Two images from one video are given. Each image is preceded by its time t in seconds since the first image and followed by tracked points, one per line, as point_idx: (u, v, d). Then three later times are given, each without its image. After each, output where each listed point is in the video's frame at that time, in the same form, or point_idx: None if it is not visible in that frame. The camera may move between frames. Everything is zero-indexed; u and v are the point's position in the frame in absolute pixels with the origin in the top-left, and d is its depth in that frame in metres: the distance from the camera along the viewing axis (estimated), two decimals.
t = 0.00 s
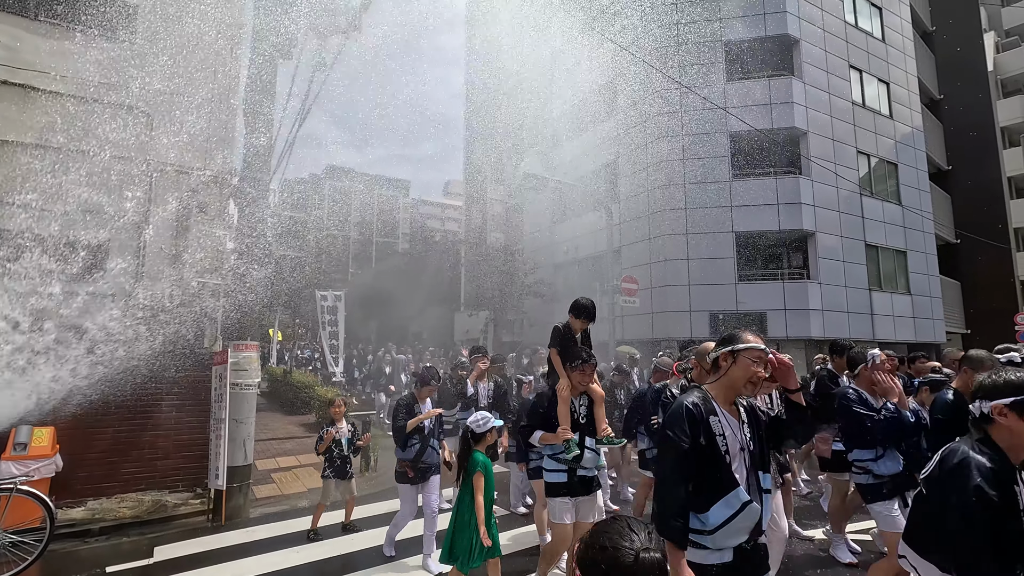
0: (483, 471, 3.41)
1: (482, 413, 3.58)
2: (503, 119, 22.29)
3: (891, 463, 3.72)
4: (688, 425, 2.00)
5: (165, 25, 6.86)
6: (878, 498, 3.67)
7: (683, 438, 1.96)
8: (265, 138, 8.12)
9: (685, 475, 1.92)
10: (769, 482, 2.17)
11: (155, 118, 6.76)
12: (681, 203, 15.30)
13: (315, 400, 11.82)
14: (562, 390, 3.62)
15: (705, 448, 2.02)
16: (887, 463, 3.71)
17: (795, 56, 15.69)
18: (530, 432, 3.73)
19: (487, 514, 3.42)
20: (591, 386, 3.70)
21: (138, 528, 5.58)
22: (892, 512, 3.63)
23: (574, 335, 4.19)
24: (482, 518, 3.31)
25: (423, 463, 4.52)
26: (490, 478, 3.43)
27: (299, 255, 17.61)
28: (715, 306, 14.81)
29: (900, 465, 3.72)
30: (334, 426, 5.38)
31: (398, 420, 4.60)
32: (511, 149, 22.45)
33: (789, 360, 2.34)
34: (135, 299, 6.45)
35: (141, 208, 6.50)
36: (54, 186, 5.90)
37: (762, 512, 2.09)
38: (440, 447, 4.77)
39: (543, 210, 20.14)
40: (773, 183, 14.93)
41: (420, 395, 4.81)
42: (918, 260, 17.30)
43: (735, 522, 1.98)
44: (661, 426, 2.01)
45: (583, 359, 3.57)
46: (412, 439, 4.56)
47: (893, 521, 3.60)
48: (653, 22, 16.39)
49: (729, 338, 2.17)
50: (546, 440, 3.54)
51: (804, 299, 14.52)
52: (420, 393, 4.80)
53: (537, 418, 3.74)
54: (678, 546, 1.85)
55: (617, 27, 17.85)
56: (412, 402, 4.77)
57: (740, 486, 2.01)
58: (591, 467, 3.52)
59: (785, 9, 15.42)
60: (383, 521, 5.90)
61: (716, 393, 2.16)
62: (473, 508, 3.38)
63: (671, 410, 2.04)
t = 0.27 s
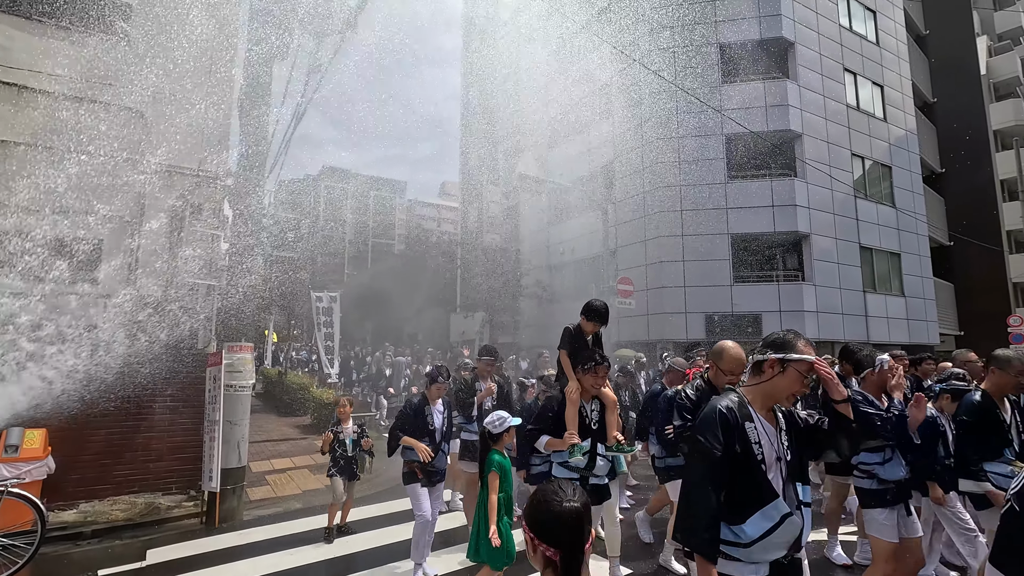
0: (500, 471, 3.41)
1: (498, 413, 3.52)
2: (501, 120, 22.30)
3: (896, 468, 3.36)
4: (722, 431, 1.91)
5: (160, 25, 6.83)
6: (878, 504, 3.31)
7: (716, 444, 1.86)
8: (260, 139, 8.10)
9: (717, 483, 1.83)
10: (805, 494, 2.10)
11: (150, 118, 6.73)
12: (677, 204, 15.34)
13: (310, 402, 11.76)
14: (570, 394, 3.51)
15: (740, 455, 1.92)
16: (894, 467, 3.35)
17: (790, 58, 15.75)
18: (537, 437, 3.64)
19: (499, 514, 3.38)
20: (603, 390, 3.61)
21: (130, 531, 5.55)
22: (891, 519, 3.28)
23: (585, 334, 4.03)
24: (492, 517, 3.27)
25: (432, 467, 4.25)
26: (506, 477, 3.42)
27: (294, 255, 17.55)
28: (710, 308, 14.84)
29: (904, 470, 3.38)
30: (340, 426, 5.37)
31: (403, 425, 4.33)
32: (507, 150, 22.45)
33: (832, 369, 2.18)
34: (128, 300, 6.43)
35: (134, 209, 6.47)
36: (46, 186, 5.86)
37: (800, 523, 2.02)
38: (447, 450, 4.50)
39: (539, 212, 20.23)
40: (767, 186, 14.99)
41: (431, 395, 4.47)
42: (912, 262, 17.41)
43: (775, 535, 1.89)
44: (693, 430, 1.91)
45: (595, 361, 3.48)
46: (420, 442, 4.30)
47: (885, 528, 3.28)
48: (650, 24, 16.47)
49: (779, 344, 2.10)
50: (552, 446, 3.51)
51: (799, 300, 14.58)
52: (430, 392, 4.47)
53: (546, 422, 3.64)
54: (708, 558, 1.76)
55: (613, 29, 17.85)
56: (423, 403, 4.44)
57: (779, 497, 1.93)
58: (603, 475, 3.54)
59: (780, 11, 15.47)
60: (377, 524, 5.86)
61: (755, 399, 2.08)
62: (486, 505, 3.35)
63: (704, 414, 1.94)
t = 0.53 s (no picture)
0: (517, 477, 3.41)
1: (517, 417, 3.48)
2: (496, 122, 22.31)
3: (915, 472, 3.34)
4: (767, 457, 1.74)
5: (152, 26, 6.80)
6: (894, 508, 3.31)
7: (762, 473, 1.70)
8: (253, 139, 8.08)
9: (763, 518, 1.66)
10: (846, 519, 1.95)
11: (141, 118, 6.69)
12: (671, 206, 15.40)
13: (303, 404, 11.70)
14: (589, 399, 3.17)
15: (788, 483, 1.76)
16: (913, 472, 3.34)
17: (783, 61, 15.84)
18: (554, 451, 3.19)
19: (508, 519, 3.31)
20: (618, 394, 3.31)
21: (120, 534, 5.50)
22: (900, 524, 3.31)
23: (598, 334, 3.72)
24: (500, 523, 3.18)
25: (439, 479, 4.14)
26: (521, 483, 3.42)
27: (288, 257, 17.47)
28: (704, 310, 14.89)
29: (923, 476, 3.36)
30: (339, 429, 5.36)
31: (407, 431, 4.20)
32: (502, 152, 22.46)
33: (874, 365, 2.52)
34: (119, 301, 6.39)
35: (125, 209, 6.43)
36: (36, 185, 5.81)
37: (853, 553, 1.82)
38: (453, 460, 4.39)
39: (534, 214, 20.28)
40: (760, 189, 15.05)
41: (438, 403, 4.36)
42: (904, 264, 17.54)
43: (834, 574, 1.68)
44: (734, 454, 1.76)
45: (613, 365, 3.21)
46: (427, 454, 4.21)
47: (896, 532, 3.31)
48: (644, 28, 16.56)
49: (829, 357, 1.99)
50: (575, 460, 3.10)
51: (792, 303, 14.64)
52: (436, 399, 4.34)
53: (562, 431, 3.20)
54: None
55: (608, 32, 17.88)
56: (430, 410, 4.33)
57: (834, 528, 1.75)
58: (622, 486, 3.19)
59: (773, 16, 15.58)
60: (370, 528, 5.80)
61: (796, 415, 1.96)
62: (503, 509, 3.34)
63: (747, 436, 1.78)
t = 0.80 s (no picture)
0: (532, 479, 3.24)
1: (532, 418, 3.45)
2: (489, 123, 22.36)
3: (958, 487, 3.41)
4: (824, 463, 1.54)
5: (142, 24, 6.74)
6: (941, 523, 3.36)
7: (824, 482, 1.50)
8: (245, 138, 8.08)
9: (827, 531, 1.48)
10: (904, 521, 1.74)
11: (133, 118, 6.65)
12: (664, 207, 15.45)
13: (295, 405, 11.63)
14: (614, 403, 3.08)
15: (850, 493, 1.55)
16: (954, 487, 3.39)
17: (776, 64, 15.96)
18: (574, 456, 3.08)
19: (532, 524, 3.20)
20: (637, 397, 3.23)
21: (109, 537, 5.45)
22: (955, 538, 3.32)
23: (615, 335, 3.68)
24: (526, 529, 3.08)
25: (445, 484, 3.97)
26: (537, 486, 3.23)
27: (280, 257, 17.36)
28: (697, 311, 14.96)
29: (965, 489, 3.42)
30: (336, 429, 5.31)
31: (417, 433, 3.95)
32: (496, 153, 22.50)
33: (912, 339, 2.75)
34: (110, 300, 6.34)
35: (116, 210, 6.38)
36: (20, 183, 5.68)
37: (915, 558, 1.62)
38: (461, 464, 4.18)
39: (528, 215, 20.28)
40: (752, 190, 15.14)
41: (449, 404, 4.13)
42: (894, 266, 17.69)
43: None
44: (790, 460, 1.55)
45: (638, 365, 3.17)
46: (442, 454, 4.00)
47: (958, 550, 3.29)
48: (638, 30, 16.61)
49: (874, 346, 1.74)
50: (596, 466, 2.98)
51: (785, 304, 14.72)
52: (448, 400, 4.11)
53: (580, 436, 3.11)
54: None
55: (602, 34, 17.91)
56: (439, 411, 4.12)
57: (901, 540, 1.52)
58: (637, 495, 3.09)
59: (766, 19, 15.68)
60: (363, 530, 5.77)
61: (844, 413, 1.73)
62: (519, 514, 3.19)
63: (800, 440, 1.58)
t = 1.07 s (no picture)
0: (548, 484, 3.22)
1: (545, 422, 3.40)
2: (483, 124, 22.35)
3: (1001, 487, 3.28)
4: (889, 479, 1.54)
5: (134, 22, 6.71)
6: (979, 520, 3.36)
7: (890, 500, 1.49)
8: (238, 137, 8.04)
9: (891, 551, 1.46)
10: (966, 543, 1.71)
11: (124, 117, 6.57)
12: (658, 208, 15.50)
13: (289, 406, 11.58)
14: (632, 407, 3.05)
15: (917, 512, 1.53)
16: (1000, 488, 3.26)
17: (769, 67, 16.06)
18: (591, 462, 3.03)
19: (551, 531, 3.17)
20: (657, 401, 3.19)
21: (100, 539, 5.41)
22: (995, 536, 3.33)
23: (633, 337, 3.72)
24: (546, 534, 3.09)
25: (466, 496, 3.84)
26: (554, 490, 3.23)
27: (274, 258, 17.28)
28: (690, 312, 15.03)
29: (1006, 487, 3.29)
30: (330, 431, 5.29)
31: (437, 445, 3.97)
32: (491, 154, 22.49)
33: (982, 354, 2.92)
34: (101, 300, 6.30)
35: (107, 209, 6.33)
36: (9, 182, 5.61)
37: None
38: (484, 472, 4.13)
39: (522, 216, 20.29)
40: (746, 192, 15.23)
41: (466, 411, 4.10)
42: (886, 268, 17.83)
43: None
44: (852, 473, 1.55)
45: (655, 369, 3.11)
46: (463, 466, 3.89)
47: (997, 548, 3.32)
48: (632, 32, 16.66)
49: (904, 345, 1.75)
50: (615, 472, 2.92)
51: (777, 305, 14.81)
52: (465, 407, 4.06)
53: (598, 441, 3.06)
54: None
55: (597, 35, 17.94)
56: (457, 419, 4.10)
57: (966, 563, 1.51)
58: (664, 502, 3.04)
59: (760, 21, 15.77)
60: (355, 532, 5.74)
61: (904, 421, 1.70)
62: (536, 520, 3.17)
63: (864, 453, 1.58)
